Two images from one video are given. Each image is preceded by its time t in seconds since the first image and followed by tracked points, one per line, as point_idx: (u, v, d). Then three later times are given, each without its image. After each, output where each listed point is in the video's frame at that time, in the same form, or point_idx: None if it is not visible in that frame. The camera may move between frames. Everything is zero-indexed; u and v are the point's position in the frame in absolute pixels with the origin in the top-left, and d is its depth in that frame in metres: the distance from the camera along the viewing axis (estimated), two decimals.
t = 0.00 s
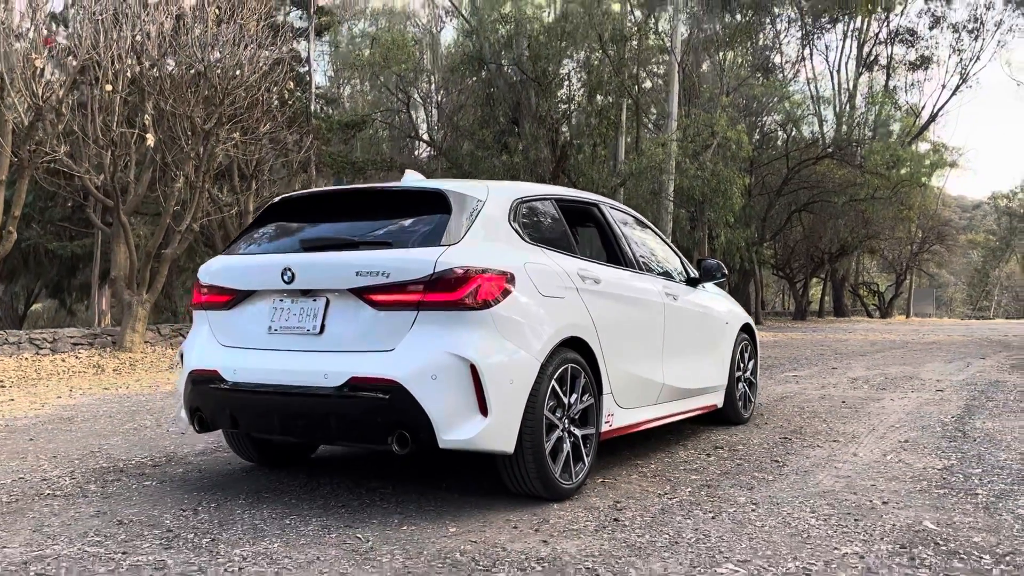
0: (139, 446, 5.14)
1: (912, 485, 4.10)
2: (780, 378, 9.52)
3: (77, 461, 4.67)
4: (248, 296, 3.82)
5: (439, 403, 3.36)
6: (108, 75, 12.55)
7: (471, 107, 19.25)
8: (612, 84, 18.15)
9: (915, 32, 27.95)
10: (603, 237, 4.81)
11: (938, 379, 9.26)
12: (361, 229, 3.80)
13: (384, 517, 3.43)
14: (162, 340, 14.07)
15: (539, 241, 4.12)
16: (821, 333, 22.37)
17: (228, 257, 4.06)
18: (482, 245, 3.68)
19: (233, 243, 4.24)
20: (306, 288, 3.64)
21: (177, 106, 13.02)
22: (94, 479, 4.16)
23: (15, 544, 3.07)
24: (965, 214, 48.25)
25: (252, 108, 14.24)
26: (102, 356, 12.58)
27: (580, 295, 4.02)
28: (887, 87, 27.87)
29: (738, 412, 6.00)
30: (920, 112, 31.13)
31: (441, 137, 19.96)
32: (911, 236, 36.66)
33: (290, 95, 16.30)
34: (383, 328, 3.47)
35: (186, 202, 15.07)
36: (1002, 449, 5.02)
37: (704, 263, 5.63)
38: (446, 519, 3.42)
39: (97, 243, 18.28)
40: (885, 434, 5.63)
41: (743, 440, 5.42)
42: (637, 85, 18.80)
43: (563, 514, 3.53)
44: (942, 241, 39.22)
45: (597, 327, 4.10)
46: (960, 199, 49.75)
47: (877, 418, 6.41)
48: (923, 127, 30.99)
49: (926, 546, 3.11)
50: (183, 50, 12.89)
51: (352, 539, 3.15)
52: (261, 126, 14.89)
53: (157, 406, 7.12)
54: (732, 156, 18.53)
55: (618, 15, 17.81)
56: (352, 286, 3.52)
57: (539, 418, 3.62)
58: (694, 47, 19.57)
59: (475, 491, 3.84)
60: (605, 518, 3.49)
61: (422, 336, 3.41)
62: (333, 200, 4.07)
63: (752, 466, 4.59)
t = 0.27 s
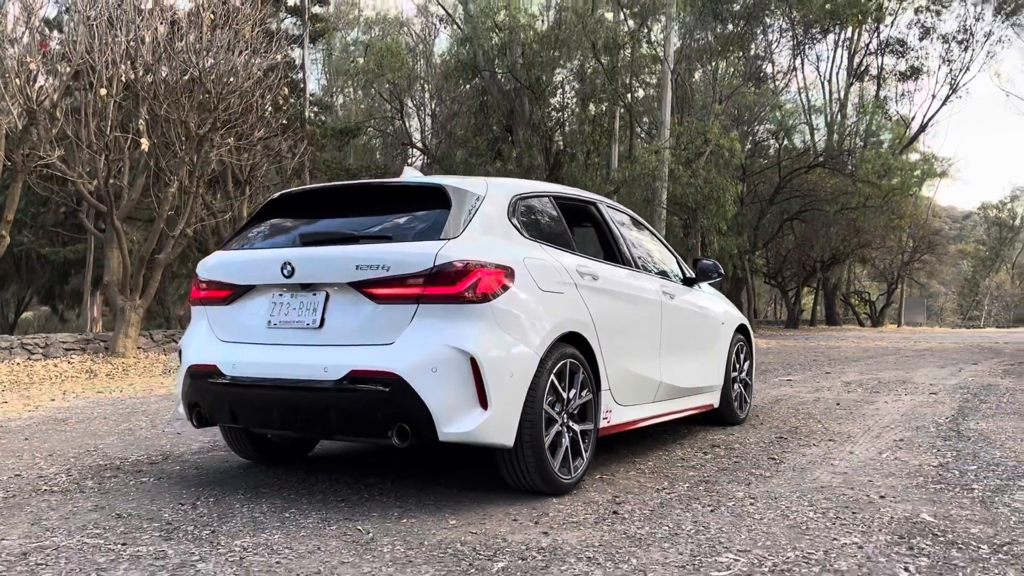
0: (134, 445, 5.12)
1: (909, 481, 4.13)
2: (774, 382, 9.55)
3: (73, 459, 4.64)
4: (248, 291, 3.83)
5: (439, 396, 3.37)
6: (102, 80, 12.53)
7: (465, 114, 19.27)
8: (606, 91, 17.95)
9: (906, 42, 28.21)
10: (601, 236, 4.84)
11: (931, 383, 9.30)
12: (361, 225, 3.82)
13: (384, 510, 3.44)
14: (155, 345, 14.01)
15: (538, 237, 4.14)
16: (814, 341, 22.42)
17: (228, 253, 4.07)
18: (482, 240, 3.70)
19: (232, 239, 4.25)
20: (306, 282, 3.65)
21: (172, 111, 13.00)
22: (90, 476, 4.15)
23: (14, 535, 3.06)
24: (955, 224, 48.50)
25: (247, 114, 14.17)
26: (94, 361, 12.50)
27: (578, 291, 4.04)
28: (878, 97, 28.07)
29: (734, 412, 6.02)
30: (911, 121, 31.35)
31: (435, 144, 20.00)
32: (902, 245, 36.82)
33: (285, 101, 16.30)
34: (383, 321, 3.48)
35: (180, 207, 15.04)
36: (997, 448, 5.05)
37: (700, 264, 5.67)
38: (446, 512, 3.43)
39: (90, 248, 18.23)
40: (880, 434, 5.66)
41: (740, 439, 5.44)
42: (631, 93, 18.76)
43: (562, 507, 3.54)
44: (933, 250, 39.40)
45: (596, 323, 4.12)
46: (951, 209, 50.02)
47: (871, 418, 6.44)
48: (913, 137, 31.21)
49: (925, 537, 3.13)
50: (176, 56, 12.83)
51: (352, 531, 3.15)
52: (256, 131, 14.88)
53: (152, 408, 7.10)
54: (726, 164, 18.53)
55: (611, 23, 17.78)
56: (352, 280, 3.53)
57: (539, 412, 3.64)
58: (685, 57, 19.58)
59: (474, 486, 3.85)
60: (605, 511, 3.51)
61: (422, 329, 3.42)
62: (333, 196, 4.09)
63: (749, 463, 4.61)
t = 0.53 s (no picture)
0: (131, 447, 5.10)
1: (906, 480, 4.16)
2: (769, 387, 9.58)
3: (70, 460, 4.63)
4: (248, 290, 3.84)
5: (440, 394, 3.39)
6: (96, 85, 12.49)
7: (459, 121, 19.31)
8: (600, 99, 17.99)
9: (896, 52, 28.51)
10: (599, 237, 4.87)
11: (923, 387, 9.35)
12: (361, 224, 3.83)
13: (385, 509, 3.44)
14: (148, 351, 13.95)
15: (537, 237, 4.16)
16: (807, 348, 22.49)
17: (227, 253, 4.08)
18: (482, 239, 3.72)
19: (232, 239, 4.26)
20: (306, 281, 3.66)
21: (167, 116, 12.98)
22: (88, 476, 4.14)
23: (15, 533, 3.05)
24: (945, 232, 48.81)
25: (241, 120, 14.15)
26: (86, 366, 12.43)
27: (577, 291, 4.07)
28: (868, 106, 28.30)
29: (730, 414, 6.05)
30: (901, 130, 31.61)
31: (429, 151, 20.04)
32: (893, 253, 37.02)
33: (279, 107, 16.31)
34: (384, 320, 3.49)
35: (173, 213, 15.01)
36: (991, 448, 5.09)
37: (697, 266, 5.71)
38: (446, 510, 3.44)
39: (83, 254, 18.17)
40: (875, 436, 5.69)
41: (736, 440, 5.47)
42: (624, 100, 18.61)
43: (562, 506, 3.56)
44: (923, 258, 39.63)
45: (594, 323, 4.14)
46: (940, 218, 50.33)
47: (866, 421, 6.48)
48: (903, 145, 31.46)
49: (923, 533, 3.16)
50: (171, 63, 12.82)
51: (354, 528, 3.16)
52: (250, 137, 14.88)
53: (147, 411, 7.08)
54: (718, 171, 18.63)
55: (605, 31, 17.78)
56: (353, 278, 3.54)
57: (539, 411, 3.65)
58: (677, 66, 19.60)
59: (473, 485, 3.86)
60: (605, 509, 3.52)
61: (423, 327, 3.44)
62: (333, 196, 4.11)
63: (746, 463, 4.63)
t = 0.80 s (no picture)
0: (128, 450, 5.09)
1: (901, 481, 4.19)
2: (763, 391, 9.63)
3: (66, 463, 4.62)
4: (247, 292, 3.84)
5: (441, 394, 3.40)
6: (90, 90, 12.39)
7: (453, 127, 19.34)
8: (593, 106, 18.06)
9: (886, 60, 28.76)
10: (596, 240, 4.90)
11: (916, 392, 9.41)
12: (361, 226, 3.85)
13: (384, 509, 3.45)
14: (141, 356, 13.90)
15: (536, 240, 4.19)
16: (801, 353, 22.55)
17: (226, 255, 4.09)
18: (481, 241, 3.75)
19: (231, 241, 4.27)
20: (306, 283, 3.67)
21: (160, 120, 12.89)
22: (85, 479, 4.13)
23: (15, 534, 3.05)
24: (935, 239, 49.11)
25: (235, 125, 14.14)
26: (78, 371, 12.37)
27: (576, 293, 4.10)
28: (859, 113, 28.50)
29: (726, 417, 6.08)
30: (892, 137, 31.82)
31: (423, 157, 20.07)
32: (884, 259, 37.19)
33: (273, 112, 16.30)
34: (384, 321, 3.50)
35: (167, 218, 14.97)
36: (985, 451, 5.13)
37: (693, 270, 5.78)
38: (446, 511, 3.45)
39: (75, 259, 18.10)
40: (869, 439, 5.73)
41: (732, 443, 5.49)
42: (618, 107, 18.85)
43: (561, 506, 3.58)
44: (914, 264, 39.83)
45: (593, 325, 4.17)
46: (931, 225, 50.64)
47: (860, 425, 6.52)
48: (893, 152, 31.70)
49: (921, 532, 3.19)
50: (164, 68, 12.78)
51: (354, 528, 3.16)
52: (245, 142, 14.86)
53: (142, 415, 7.06)
54: (711, 176, 18.73)
55: (599, 38, 17.74)
56: (354, 280, 3.56)
57: (538, 412, 3.67)
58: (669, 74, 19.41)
59: (473, 487, 3.88)
60: (604, 509, 3.54)
61: (424, 328, 3.45)
62: (335, 198, 4.13)
63: (743, 465, 4.66)
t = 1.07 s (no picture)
0: (126, 454, 5.09)
1: (898, 483, 4.23)
2: (758, 395, 9.68)
3: (65, 467, 4.61)
4: (248, 296, 3.86)
5: (442, 397, 3.42)
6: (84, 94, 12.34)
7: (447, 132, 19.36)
8: (587, 111, 18.00)
9: (878, 66, 28.98)
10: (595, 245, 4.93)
11: (910, 396, 9.47)
12: (362, 230, 3.87)
13: (386, 512, 3.46)
14: (135, 360, 13.85)
15: (536, 243, 4.22)
16: (794, 358, 22.60)
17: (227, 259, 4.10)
18: (481, 245, 3.77)
19: (231, 245, 4.28)
20: (308, 287, 3.68)
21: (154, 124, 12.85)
22: (85, 483, 4.13)
23: (17, 537, 3.04)
24: (926, 244, 49.39)
25: (230, 129, 14.15)
26: (72, 376, 12.31)
27: (575, 297, 4.12)
28: (851, 119, 28.65)
29: (723, 421, 6.12)
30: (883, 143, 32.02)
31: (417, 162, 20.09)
32: (876, 265, 37.34)
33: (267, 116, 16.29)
34: (386, 324, 3.52)
35: (162, 222, 14.93)
36: (980, 454, 5.18)
37: (690, 274, 5.83)
38: (447, 513, 3.46)
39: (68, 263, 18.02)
40: (865, 442, 5.77)
41: (730, 447, 5.52)
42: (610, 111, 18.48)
43: (562, 509, 3.60)
44: (905, 269, 40.00)
45: (592, 329, 4.20)
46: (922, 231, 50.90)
47: (856, 428, 6.56)
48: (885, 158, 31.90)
49: (919, 534, 3.22)
50: (158, 73, 12.77)
51: (357, 531, 3.17)
52: (240, 146, 14.85)
53: (139, 419, 7.05)
54: (705, 181, 18.79)
55: (592, 43, 17.67)
56: (355, 283, 3.58)
57: (539, 415, 3.69)
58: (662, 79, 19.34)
59: (474, 491, 3.89)
60: (605, 512, 3.56)
61: (425, 332, 3.47)
62: (335, 202, 4.15)
63: (741, 468, 4.69)
